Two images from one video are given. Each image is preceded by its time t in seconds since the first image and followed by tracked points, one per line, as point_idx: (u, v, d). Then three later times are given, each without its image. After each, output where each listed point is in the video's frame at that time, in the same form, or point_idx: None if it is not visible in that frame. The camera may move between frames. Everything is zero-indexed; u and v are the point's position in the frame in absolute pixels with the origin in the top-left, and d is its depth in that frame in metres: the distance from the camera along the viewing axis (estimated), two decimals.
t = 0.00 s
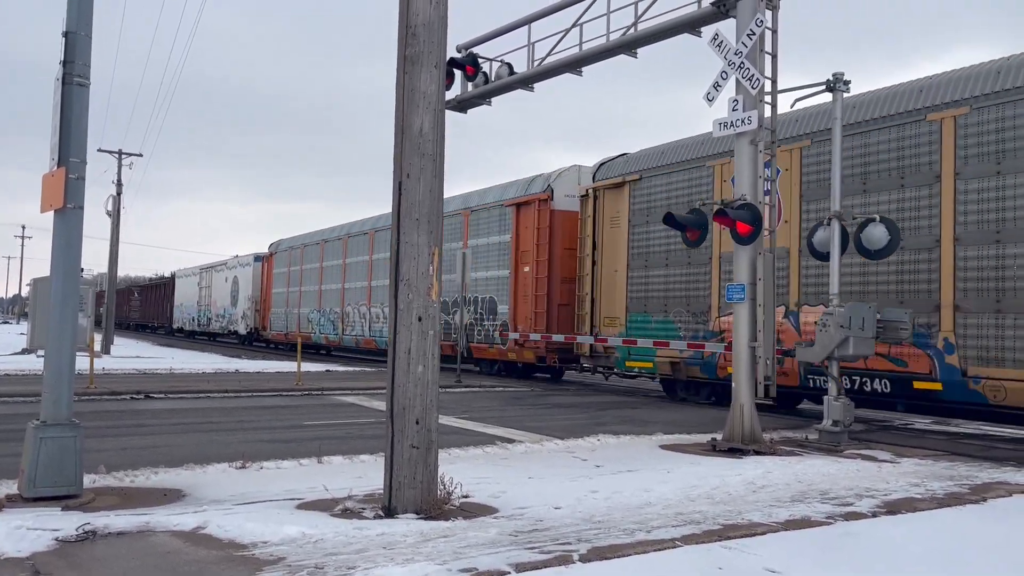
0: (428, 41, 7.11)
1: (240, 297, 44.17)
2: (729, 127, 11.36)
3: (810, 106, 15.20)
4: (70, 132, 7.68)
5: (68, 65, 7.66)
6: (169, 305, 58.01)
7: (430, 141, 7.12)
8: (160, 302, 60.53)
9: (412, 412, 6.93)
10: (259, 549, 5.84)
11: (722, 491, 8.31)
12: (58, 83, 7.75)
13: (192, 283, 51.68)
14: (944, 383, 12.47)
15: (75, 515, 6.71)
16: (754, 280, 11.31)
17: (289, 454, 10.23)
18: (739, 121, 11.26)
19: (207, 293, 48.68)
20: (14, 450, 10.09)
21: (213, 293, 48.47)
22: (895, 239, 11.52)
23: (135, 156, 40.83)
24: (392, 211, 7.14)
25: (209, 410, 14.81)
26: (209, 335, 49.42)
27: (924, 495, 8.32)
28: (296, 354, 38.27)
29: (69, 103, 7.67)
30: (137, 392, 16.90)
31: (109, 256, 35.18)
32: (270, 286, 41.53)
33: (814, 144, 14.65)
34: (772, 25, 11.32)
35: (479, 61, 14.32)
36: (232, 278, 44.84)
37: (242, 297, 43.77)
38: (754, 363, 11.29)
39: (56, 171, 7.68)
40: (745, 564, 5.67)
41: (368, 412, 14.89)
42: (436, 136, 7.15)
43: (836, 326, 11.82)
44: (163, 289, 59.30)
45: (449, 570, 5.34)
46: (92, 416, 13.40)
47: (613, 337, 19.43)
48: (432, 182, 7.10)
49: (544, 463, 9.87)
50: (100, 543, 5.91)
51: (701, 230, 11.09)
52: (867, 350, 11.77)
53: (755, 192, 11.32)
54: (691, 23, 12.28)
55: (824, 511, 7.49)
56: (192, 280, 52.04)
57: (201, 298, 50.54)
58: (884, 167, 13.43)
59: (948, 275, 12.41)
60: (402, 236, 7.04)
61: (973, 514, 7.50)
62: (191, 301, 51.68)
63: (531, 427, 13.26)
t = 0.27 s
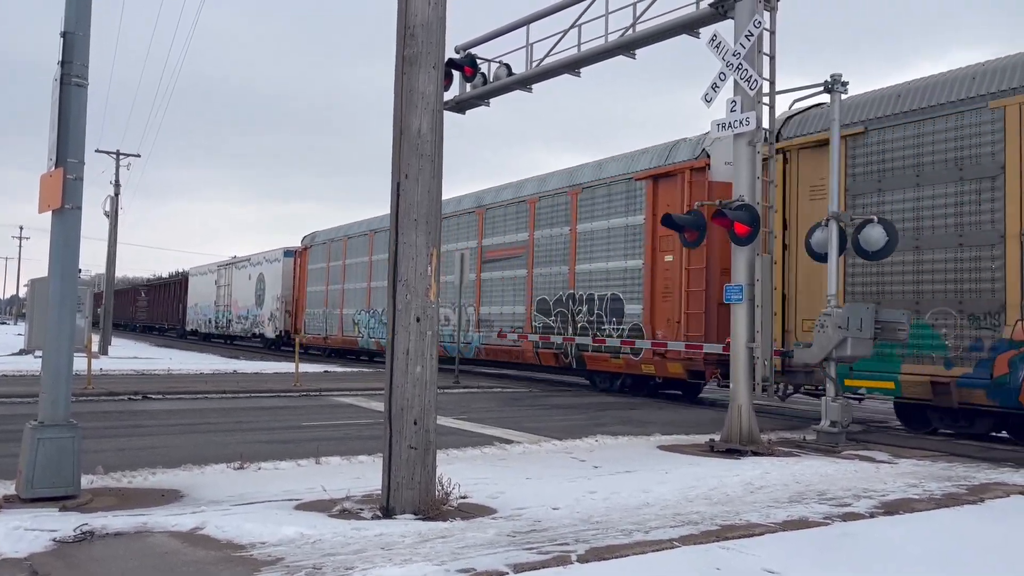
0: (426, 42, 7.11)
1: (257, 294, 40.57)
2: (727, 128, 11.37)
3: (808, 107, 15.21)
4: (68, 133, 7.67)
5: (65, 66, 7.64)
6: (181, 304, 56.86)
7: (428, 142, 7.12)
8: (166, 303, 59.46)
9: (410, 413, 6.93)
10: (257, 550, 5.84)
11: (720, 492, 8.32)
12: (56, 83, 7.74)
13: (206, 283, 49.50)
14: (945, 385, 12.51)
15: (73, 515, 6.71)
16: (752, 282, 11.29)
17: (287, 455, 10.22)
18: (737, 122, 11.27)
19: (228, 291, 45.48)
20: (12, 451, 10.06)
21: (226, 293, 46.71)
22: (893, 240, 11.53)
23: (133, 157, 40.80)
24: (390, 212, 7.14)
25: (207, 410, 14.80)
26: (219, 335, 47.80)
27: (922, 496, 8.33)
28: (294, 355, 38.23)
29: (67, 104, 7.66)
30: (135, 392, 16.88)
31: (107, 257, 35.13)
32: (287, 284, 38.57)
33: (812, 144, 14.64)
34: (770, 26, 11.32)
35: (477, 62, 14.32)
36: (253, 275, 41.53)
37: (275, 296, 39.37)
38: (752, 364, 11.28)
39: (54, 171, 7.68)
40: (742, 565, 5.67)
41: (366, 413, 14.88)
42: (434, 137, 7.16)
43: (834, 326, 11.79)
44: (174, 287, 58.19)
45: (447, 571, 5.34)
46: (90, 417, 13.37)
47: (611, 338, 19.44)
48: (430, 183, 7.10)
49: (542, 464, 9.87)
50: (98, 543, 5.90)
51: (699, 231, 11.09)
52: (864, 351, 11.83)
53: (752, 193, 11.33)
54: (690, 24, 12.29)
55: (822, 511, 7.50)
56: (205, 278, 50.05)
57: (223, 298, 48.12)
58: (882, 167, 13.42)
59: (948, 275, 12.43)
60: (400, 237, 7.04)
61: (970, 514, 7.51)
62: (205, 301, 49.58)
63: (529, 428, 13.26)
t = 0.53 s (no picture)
0: (424, 42, 7.12)
1: (299, 292, 35.32)
2: (725, 128, 11.38)
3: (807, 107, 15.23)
4: (65, 133, 7.67)
5: (63, 65, 7.63)
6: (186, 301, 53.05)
7: (426, 142, 7.12)
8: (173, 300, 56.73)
9: (408, 413, 6.93)
10: (255, 550, 5.84)
11: (718, 492, 8.33)
12: (54, 83, 7.74)
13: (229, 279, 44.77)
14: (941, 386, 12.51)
15: (70, 516, 6.70)
16: (750, 282, 11.34)
17: (285, 455, 10.22)
18: (735, 123, 11.27)
19: (251, 290, 41.40)
20: (9, 451, 10.05)
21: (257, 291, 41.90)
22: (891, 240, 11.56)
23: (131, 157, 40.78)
24: (387, 212, 7.14)
25: (205, 410, 14.80)
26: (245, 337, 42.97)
27: (919, 496, 8.35)
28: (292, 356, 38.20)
29: (65, 104, 7.66)
30: (133, 392, 16.87)
31: (105, 257, 35.10)
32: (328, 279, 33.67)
33: (811, 144, 14.64)
34: (768, 27, 11.32)
35: (475, 62, 14.31)
36: (289, 270, 36.63)
37: (308, 294, 34.85)
38: (750, 364, 11.31)
39: (51, 171, 7.67)
40: (740, 565, 5.68)
41: (364, 413, 14.88)
42: (432, 137, 7.16)
43: (832, 326, 11.88)
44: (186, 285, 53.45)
45: (445, 571, 5.34)
46: (88, 417, 13.36)
47: (609, 338, 19.46)
48: (428, 183, 7.11)
49: (541, 464, 9.88)
50: (96, 543, 5.90)
51: (697, 231, 11.09)
52: (862, 351, 11.79)
53: (750, 194, 11.34)
54: (688, 25, 12.30)
55: (820, 511, 7.52)
56: (229, 274, 45.10)
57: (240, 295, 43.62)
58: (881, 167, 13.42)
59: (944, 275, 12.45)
60: (398, 237, 7.03)
61: (968, 514, 7.52)
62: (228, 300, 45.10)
63: (527, 428, 13.27)
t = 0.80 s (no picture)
0: (422, 41, 7.11)
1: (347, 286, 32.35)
2: (724, 127, 11.38)
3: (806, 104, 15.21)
4: (62, 132, 7.65)
5: (61, 64, 7.62)
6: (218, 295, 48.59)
7: (424, 141, 7.12)
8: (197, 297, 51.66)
9: (407, 412, 6.93)
10: (253, 549, 5.83)
11: (716, 490, 8.33)
12: (52, 82, 7.73)
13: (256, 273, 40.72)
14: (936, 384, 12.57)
15: (68, 514, 6.69)
16: (749, 280, 11.35)
17: (284, 454, 10.21)
18: (732, 121, 11.27)
19: (283, 285, 37.59)
20: (7, 450, 10.04)
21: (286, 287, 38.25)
22: (889, 238, 11.55)
23: (129, 155, 40.74)
24: (386, 211, 7.14)
25: (204, 409, 14.79)
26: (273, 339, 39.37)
27: (917, 494, 8.35)
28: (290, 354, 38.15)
29: (62, 102, 7.65)
30: (132, 391, 16.86)
31: (103, 256, 35.08)
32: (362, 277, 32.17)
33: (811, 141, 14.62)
34: (766, 25, 11.33)
35: (473, 60, 14.31)
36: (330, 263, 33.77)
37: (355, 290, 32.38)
38: (749, 361, 11.31)
39: (49, 170, 7.66)
40: (739, 563, 5.68)
41: (363, 412, 14.87)
42: (430, 135, 7.16)
43: (830, 325, 11.87)
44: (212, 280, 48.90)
45: (443, 569, 5.35)
46: (86, 416, 13.34)
47: (608, 336, 19.46)
48: (427, 182, 7.11)
49: (539, 463, 9.87)
50: (94, 542, 5.90)
51: (695, 229, 11.09)
52: (861, 349, 11.77)
53: (748, 192, 11.34)
54: (686, 23, 12.30)
55: (818, 509, 7.52)
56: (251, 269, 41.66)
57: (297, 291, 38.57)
58: (880, 164, 13.41)
59: (943, 272, 12.47)
60: (397, 236, 7.03)
61: (965, 512, 7.53)
62: (253, 299, 41.23)
63: (526, 427, 13.27)
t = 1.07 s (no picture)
0: (421, 37, 7.09)
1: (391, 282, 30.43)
2: (722, 123, 11.37)
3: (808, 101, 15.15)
4: (59, 128, 7.63)
5: (59, 60, 7.61)
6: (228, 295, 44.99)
7: (423, 137, 7.11)
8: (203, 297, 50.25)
9: (406, 409, 6.92)
10: (252, 546, 5.83)
11: (715, 487, 8.34)
12: (49, 78, 7.71)
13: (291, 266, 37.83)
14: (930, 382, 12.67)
15: (66, 512, 6.68)
16: (748, 277, 11.34)
17: (282, 451, 10.20)
18: (731, 118, 11.26)
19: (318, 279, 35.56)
20: (4, 447, 10.02)
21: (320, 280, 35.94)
22: (888, 235, 11.54)
23: (126, 152, 40.68)
24: (384, 208, 7.12)
25: (202, 406, 14.77)
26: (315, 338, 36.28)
27: (916, 490, 8.36)
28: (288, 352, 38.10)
29: (59, 99, 7.63)
30: (130, 389, 16.85)
31: (100, 253, 35.03)
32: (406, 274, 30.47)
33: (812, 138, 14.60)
34: (765, 22, 11.32)
35: (472, 57, 14.29)
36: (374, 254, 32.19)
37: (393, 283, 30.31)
38: (747, 358, 11.32)
39: (46, 166, 7.64)
40: (738, 560, 5.68)
41: (361, 409, 14.85)
42: (430, 132, 7.15)
43: (829, 322, 11.85)
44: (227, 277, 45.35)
45: (443, 566, 5.34)
46: (84, 413, 13.32)
47: (607, 333, 19.46)
48: (426, 178, 7.10)
49: (538, 460, 9.87)
50: (93, 539, 5.89)
51: (694, 226, 11.08)
52: (860, 346, 11.79)
53: (748, 188, 11.33)
54: (685, 20, 12.29)
55: (817, 505, 7.53)
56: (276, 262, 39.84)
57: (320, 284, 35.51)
58: (882, 161, 13.38)
59: (947, 270, 12.42)
60: (395, 233, 7.02)
61: (964, 508, 7.54)
62: (283, 296, 38.43)
63: (524, 424, 13.27)
